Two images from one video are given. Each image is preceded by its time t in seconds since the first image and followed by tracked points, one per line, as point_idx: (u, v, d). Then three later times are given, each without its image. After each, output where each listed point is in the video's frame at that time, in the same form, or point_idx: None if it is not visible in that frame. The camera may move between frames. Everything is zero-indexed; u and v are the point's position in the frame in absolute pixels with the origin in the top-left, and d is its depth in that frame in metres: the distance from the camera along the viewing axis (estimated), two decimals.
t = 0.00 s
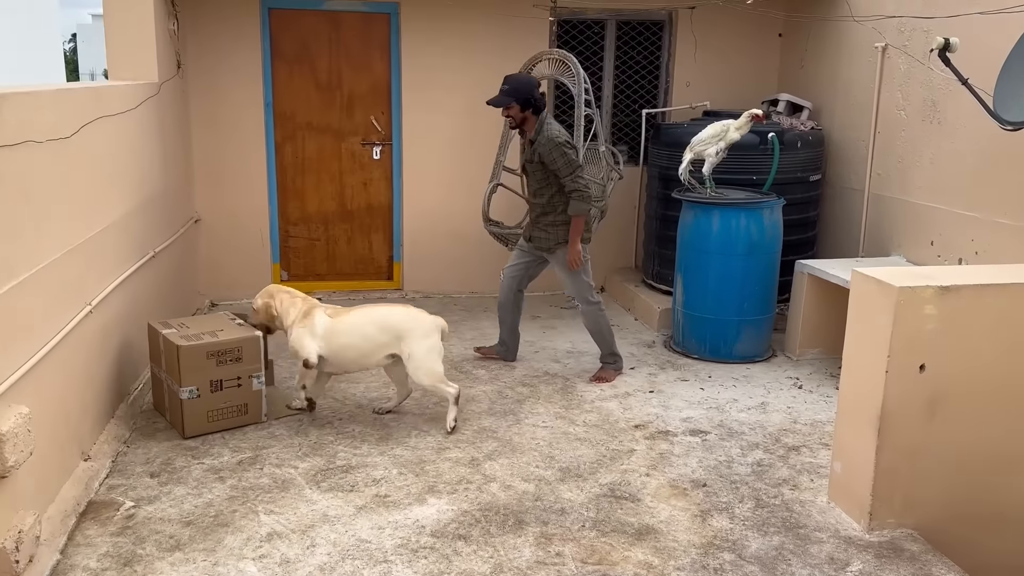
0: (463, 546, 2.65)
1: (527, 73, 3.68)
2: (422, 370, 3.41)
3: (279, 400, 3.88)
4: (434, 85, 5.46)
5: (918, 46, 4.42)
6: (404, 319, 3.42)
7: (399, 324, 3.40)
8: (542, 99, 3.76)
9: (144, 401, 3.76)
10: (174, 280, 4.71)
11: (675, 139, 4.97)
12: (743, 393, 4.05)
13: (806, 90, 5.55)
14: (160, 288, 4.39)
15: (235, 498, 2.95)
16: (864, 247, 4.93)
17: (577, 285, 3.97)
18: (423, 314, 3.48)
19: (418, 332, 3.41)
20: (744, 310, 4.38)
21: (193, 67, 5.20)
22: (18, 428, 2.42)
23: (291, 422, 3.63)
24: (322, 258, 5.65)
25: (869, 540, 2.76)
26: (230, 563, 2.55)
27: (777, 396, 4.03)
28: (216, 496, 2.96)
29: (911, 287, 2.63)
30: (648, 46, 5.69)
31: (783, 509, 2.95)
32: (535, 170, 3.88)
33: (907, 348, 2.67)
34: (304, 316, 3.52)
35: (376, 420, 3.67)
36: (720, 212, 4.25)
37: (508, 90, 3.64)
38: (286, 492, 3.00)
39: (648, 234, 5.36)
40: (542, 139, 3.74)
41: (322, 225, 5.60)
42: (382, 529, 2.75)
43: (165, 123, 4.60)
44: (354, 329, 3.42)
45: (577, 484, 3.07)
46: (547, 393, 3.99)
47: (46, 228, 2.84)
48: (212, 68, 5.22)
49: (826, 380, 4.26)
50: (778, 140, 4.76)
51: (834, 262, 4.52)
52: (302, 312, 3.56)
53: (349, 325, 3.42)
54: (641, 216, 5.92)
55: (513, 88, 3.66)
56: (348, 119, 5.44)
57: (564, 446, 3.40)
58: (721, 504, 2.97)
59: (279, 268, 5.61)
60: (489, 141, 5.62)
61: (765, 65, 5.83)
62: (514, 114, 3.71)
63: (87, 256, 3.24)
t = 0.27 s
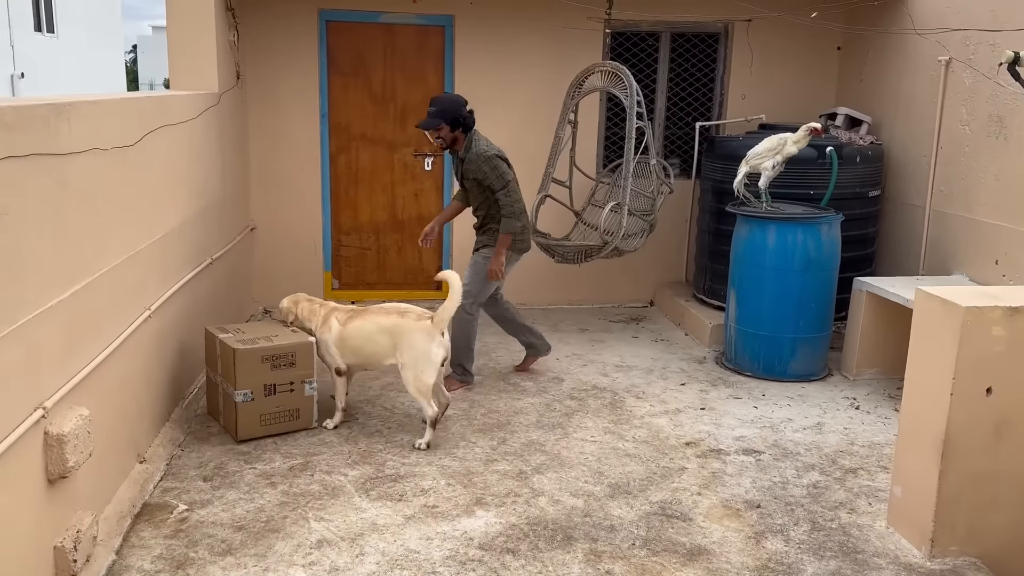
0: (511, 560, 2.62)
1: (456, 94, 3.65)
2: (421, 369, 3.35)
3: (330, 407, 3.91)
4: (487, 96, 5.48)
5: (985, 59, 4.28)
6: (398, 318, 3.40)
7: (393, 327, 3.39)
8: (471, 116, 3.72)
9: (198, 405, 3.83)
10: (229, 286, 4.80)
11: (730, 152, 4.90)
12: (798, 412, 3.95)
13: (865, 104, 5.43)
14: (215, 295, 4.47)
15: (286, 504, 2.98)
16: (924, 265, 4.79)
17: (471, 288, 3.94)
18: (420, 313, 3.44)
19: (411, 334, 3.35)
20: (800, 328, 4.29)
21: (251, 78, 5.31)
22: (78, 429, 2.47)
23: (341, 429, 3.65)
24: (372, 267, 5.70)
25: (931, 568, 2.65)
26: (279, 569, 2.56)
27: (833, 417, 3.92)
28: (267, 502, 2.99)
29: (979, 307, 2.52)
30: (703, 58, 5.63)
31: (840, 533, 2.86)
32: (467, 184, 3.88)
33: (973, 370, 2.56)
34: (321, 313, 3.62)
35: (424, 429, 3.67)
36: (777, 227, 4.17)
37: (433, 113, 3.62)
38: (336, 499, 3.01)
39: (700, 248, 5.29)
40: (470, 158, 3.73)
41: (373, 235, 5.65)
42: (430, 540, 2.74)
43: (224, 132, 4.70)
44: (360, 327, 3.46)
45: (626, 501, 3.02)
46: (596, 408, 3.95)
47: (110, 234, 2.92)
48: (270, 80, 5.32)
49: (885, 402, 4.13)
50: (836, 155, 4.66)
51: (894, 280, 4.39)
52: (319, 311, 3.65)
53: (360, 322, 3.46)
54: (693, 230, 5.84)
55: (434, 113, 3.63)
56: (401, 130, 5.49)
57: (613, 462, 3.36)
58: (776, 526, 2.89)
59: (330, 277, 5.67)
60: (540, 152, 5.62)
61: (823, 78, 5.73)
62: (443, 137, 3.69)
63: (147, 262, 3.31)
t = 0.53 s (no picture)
0: (556, 572, 2.58)
1: (405, 166, 3.45)
2: (435, 363, 3.52)
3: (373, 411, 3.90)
4: (530, 101, 5.45)
5: None
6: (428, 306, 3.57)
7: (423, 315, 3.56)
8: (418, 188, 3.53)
9: (243, 406, 3.85)
10: (273, 288, 4.84)
11: (779, 157, 4.80)
12: (849, 425, 3.85)
13: (919, 108, 5.28)
14: (260, 297, 4.51)
15: (330, 508, 2.97)
16: (980, 275, 4.63)
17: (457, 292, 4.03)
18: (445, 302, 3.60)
19: (440, 327, 3.52)
20: (851, 338, 4.17)
21: (297, 82, 5.34)
22: (126, 431, 2.49)
23: (384, 433, 3.64)
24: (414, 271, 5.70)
25: None
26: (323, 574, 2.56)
27: (886, 431, 3.80)
28: (311, 505, 2.99)
29: None
30: (751, 62, 5.54)
31: (896, 552, 2.76)
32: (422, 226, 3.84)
33: None
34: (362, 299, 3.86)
35: (466, 435, 3.64)
36: (828, 234, 4.07)
37: (383, 187, 3.46)
38: (379, 504, 3.00)
39: (747, 255, 5.20)
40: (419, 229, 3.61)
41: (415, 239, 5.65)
42: (474, 549, 2.71)
43: (271, 136, 4.74)
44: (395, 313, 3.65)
45: (673, 514, 2.96)
46: (640, 417, 3.89)
47: (161, 237, 2.94)
48: (316, 83, 5.35)
49: (939, 416, 4.00)
50: (890, 161, 4.54)
51: (950, 290, 4.25)
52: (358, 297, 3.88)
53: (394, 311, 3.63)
54: (739, 237, 5.74)
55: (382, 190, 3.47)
56: (444, 134, 5.49)
57: (658, 472, 3.30)
58: (828, 543, 2.80)
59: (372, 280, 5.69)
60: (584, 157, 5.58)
61: (874, 82, 5.59)
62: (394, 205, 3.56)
63: (195, 265, 3.34)
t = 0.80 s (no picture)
0: None
1: (398, 208, 3.35)
2: (489, 361, 3.59)
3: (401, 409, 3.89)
4: (559, 98, 5.41)
5: None
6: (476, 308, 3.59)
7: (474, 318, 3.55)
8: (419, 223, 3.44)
9: (273, 404, 3.86)
10: (301, 286, 4.84)
11: (812, 155, 4.72)
12: (885, 429, 3.77)
13: (956, 105, 5.17)
14: (288, 294, 4.51)
15: (359, 507, 2.96)
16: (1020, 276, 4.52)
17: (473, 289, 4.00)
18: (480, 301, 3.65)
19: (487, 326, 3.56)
20: (886, 340, 4.09)
21: (326, 79, 5.34)
22: (159, 429, 2.49)
23: (413, 432, 3.63)
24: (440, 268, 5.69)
25: None
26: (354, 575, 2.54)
27: (923, 435, 3.72)
28: (340, 504, 2.98)
29: None
30: (783, 58, 5.45)
31: (937, 561, 2.69)
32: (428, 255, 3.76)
33: None
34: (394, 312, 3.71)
35: (495, 435, 3.62)
36: (863, 234, 3.99)
37: (383, 234, 3.36)
38: (409, 504, 2.98)
39: (779, 255, 5.12)
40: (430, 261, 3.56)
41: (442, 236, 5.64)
42: (505, 551, 2.68)
43: (300, 133, 4.74)
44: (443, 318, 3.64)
45: (706, 518, 2.91)
46: (670, 418, 3.84)
47: (193, 234, 2.94)
48: (344, 80, 5.34)
49: (977, 420, 3.91)
50: (927, 159, 4.45)
51: (988, 292, 4.15)
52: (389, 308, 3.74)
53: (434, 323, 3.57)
54: (770, 236, 5.66)
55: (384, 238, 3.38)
56: (472, 131, 5.47)
57: (690, 475, 3.25)
58: (867, 550, 2.74)
59: (399, 277, 5.68)
60: (612, 154, 5.53)
61: (909, 79, 5.48)
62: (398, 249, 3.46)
63: (226, 262, 3.34)
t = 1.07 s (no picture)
0: None
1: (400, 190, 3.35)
2: (520, 390, 3.42)
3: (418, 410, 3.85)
4: (574, 95, 5.37)
5: None
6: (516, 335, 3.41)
7: (504, 341, 3.39)
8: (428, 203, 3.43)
9: (289, 404, 3.83)
10: (315, 285, 4.81)
11: (830, 153, 4.67)
12: (907, 431, 3.72)
13: (975, 103, 5.11)
14: (303, 293, 4.48)
15: (379, 510, 2.92)
16: None
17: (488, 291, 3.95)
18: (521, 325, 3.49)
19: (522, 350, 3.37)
20: (907, 341, 4.04)
21: (339, 76, 5.31)
22: (178, 432, 2.46)
23: (430, 433, 3.60)
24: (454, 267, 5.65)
25: None
26: None
27: (946, 437, 3.67)
28: (360, 507, 2.95)
29: None
30: (800, 55, 5.40)
31: (967, 566, 2.65)
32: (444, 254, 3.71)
33: None
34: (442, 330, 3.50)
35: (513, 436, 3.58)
36: (885, 233, 3.94)
37: (393, 218, 3.34)
38: (429, 507, 2.95)
39: (796, 254, 5.07)
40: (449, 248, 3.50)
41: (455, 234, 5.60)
42: (527, 555, 2.65)
43: (314, 131, 4.70)
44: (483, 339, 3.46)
45: (730, 522, 2.87)
46: (690, 419, 3.80)
47: (211, 234, 2.91)
48: (358, 78, 5.31)
49: (1000, 422, 3.86)
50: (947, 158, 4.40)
51: (1011, 291, 4.10)
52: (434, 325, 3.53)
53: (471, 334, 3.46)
54: (786, 235, 5.61)
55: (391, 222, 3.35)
56: (486, 129, 5.43)
57: (712, 478, 3.21)
58: (894, 555, 2.70)
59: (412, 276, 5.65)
60: (627, 152, 5.48)
61: (927, 75, 5.42)
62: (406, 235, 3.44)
63: (244, 261, 3.31)
